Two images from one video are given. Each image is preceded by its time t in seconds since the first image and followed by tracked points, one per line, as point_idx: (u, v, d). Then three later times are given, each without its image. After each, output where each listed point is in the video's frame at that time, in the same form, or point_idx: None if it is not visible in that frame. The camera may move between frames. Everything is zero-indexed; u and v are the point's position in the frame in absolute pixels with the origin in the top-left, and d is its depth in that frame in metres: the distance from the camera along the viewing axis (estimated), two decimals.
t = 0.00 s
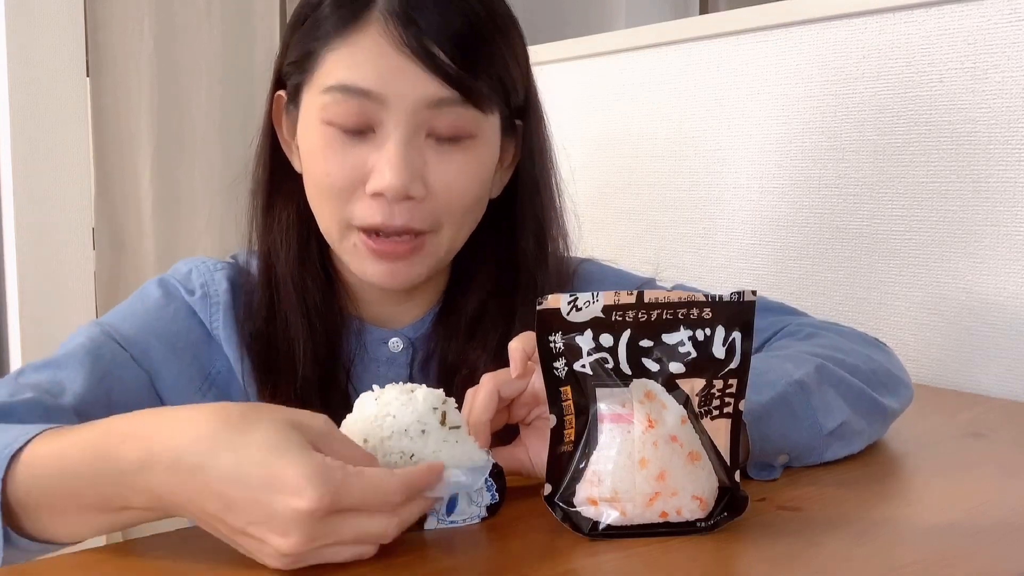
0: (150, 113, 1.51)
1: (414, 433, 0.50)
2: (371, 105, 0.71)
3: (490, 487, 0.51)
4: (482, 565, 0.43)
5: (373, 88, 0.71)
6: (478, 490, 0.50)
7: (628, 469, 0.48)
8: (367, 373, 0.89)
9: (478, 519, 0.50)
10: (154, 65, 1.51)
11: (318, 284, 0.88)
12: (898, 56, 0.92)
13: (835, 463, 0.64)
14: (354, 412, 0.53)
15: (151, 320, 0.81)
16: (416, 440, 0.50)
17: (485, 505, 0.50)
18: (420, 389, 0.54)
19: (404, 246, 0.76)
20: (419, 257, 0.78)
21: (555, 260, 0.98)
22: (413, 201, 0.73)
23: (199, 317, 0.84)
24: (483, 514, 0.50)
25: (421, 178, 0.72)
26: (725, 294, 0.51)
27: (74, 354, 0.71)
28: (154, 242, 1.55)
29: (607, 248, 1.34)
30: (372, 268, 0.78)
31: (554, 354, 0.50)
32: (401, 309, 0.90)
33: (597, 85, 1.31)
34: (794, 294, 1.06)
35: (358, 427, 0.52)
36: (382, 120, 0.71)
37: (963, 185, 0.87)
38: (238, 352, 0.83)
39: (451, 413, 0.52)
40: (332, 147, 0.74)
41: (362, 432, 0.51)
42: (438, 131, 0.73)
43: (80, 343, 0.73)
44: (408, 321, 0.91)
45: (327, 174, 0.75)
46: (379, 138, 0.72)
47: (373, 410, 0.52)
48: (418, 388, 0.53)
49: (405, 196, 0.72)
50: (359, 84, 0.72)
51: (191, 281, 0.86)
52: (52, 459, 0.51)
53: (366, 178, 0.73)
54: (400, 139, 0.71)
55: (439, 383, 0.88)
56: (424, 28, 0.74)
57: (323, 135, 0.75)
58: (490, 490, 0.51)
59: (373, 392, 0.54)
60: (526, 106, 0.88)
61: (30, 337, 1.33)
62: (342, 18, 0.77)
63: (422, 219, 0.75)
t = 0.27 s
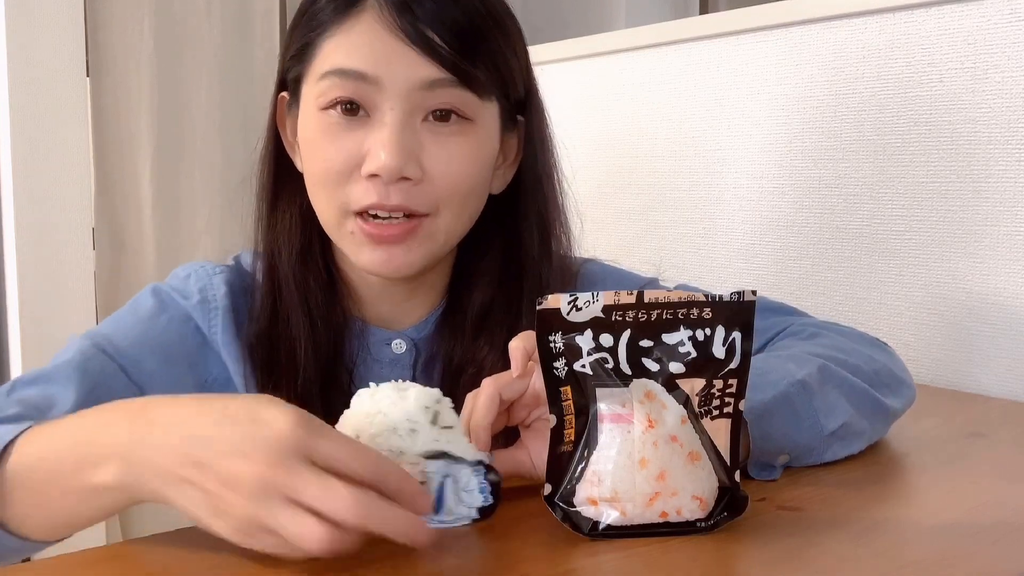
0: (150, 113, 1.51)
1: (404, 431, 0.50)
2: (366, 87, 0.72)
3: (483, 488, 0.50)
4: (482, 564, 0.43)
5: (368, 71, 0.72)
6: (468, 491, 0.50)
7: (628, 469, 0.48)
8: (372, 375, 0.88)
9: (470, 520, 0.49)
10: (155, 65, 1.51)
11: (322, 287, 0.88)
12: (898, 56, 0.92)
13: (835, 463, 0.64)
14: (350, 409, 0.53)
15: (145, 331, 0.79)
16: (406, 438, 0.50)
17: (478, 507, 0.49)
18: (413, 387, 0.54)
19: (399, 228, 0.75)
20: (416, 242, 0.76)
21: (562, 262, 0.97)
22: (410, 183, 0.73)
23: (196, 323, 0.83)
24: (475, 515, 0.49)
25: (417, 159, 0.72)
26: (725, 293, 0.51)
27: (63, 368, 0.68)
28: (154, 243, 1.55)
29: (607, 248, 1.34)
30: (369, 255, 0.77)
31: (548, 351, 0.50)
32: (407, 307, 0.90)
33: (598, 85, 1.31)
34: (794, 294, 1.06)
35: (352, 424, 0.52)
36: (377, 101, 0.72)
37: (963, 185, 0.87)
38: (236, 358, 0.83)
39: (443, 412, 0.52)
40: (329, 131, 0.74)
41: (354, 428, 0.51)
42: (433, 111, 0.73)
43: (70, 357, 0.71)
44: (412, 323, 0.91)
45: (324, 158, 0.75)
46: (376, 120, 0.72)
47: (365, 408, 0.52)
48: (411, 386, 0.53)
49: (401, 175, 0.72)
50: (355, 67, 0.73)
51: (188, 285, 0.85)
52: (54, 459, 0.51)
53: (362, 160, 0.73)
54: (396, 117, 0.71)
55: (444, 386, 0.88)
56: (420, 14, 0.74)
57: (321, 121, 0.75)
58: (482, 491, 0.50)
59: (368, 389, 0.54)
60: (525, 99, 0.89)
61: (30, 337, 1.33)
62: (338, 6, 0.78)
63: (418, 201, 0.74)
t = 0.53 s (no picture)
0: (149, 113, 1.51)
1: (399, 432, 0.50)
2: (362, 90, 0.72)
3: (479, 489, 0.50)
4: (483, 564, 0.43)
5: (364, 72, 0.72)
6: (464, 492, 0.50)
7: (628, 469, 0.48)
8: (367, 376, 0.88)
9: (464, 521, 0.49)
10: (154, 65, 1.51)
11: (318, 285, 0.88)
12: (898, 56, 0.92)
13: (836, 463, 0.64)
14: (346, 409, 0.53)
15: (140, 338, 0.79)
16: (401, 440, 0.50)
17: (472, 508, 0.50)
18: (410, 386, 0.54)
19: (394, 232, 0.76)
20: (411, 245, 0.77)
21: (557, 260, 0.98)
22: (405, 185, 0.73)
23: (189, 327, 0.83)
24: (469, 516, 0.49)
25: (412, 160, 0.72)
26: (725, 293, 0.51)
27: (62, 381, 0.70)
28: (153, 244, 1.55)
29: (606, 248, 1.34)
30: (364, 257, 0.77)
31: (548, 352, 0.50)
32: (404, 307, 0.90)
33: (597, 85, 1.31)
34: (794, 294, 1.06)
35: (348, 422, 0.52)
36: (373, 103, 0.72)
37: (963, 185, 0.87)
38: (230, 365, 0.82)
39: (440, 412, 0.52)
40: (324, 132, 0.74)
41: (350, 428, 0.51)
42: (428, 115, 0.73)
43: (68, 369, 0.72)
44: (407, 323, 0.91)
45: (319, 159, 0.75)
46: (371, 122, 0.72)
47: (363, 409, 0.52)
48: (408, 387, 0.53)
49: (396, 177, 0.72)
50: (351, 68, 0.73)
51: (181, 290, 0.85)
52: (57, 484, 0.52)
53: (358, 161, 0.73)
54: (391, 119, 0.71)
55: (439, 385, 0.88)
56: (417, 16, 0.74)
57: (317, 122, 0.75)
58: (478, 492, 0.50)
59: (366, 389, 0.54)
60: (523, 100, 0.89)
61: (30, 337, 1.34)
62: (336, 6, 0.78)
63: (413, 203, 0.74)
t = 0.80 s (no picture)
0: (149, 113, 1.51)
1: (400, 422, 0.50)
2: (363, 87, 0.73)
3: (478, 481, 0.51)
4: (483, 564, 0.43)
5: (364, 70, 0.72)
6: (464, 484, 0.50)
7: (628, 469, 0.48)
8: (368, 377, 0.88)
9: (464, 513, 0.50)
10: (154, 65, 1.51)
11: (319, 286, 0.88)
12: (898, 56, 0.92)
13: (835, 463, 0.64)
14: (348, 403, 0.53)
15: (148, 326, 0.79)
16: (402, 430, 0.50)
17: (472, 500, 0.50)
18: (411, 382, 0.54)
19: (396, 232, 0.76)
20: (413, 243, 0.77)
21: (558, 259, 0.98)
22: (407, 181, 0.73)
23: (197, 321, 0.82)
24: (470, 508, 0.50)
25: (413, 157, 0.72)
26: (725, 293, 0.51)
27: (68, 361, 0.70)
28: (153, 245, 1.55)
29: (606, 248, 1.34)
30: (365, 256, 0.77)
31: (548, 346, 0.50)
32: (406, 308, 0.90)
33: (597, 85, 1.31)
34: (794, 294, 1.06)
35: (349, 414, 0.52)
36: (373, 100, 0.72)
37: (963, 185, 0.87)
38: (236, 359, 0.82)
39: (440, 404, 0.52)
40: (324, 130, 0.74)
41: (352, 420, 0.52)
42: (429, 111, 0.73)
43: (75, 351, 0.72)
44: (409, 323, 0.91)
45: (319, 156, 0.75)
46: (372, 119, 0.72)
47: (364, 401, 0.52)
48: (409, 380, 0.53)
49: (397, 174, 0.72)
50: (351, 66, 0.73)
51: (189, 285, 0.85)
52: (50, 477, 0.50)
53: (358, 159, 0.73)
54: (392, 116, 0.71)
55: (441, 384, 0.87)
56: (416, 13, 0.74)
57: (318, 120, 0.75)
58: (478, 484, 0.51)
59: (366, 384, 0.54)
60: (522, 98, 0.90)
61: (29, 336, 1.33)
62: (335, 5, 0.78)
63: (415, 200, 0.74)
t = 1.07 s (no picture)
0: (149, 113, 1.51)
1: (403, 421, 0.50)
2: (372, 92, 0.72)
3: (480, 483, 0.51)
4: (483, 564, 0.43)
5: (375, 75, 0.72)
6: (465, 484, 0.50)
7: (628, 469, 0.48)
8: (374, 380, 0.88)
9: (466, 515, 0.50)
10: (154, 65, 1.51)
11: (325, 287, 0.88)
12: (898, 56, 0.92)
13: (837, 463, 0.64)
14: (350, 403, 0.53)
15: (153, 324, 0.79)
16: (404, 429, 0.49)
17: (473, 500, 0.50)
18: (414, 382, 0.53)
19: (403, 232, 0.75)
20: (420, 246, 0.76)
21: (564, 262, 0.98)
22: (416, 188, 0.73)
23: (203, 319, 0.82)
24: (471, 509, 0.50)
25: (422, 163, 0.72)
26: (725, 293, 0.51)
27: (70, 358, 0.69)
28: (153, 245, 1.55)
29: (606, 248, 1.34)
30: (372, 258, 0.77)
31: (551, 346, 0.50)
32: (411, 309, 0.90)
33: (598, 85, 1.31)
34: (794, 294, 1.06)
35: (352, 415, 0.52)
36: (383, 106, 0.72)
37: (963, 186, 0.87)
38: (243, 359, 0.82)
39: (442, 405, 0.52)
40: (334, 135, 0.74)
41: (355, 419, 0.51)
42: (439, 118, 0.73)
43: (79, 347, 0.72)
44: (416, 324, 0.91)
45: (329, 160, 0.75)
46: (381, 125, 0.72)
47: (369, 400, 0.52)
48: (412, 381, 0.53)
49: (406, 180, 0.72)
50: (360, 71, 0.73)
51: (195, 282, 0.84)
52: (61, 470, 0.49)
53: (368, 164, 0.73)
54: (402, 122, 0.71)
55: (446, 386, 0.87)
56: (427, 18, 0.74)
57: (326, 124, 0.75)
58: (480, 485, 0.51)
59: (371, 384, 0.54)
60: (531, 101, 0.89)
61: (30, 336, 1.33)
62: (345, 9, 0.78)
63: (424, 206, 0.74)
